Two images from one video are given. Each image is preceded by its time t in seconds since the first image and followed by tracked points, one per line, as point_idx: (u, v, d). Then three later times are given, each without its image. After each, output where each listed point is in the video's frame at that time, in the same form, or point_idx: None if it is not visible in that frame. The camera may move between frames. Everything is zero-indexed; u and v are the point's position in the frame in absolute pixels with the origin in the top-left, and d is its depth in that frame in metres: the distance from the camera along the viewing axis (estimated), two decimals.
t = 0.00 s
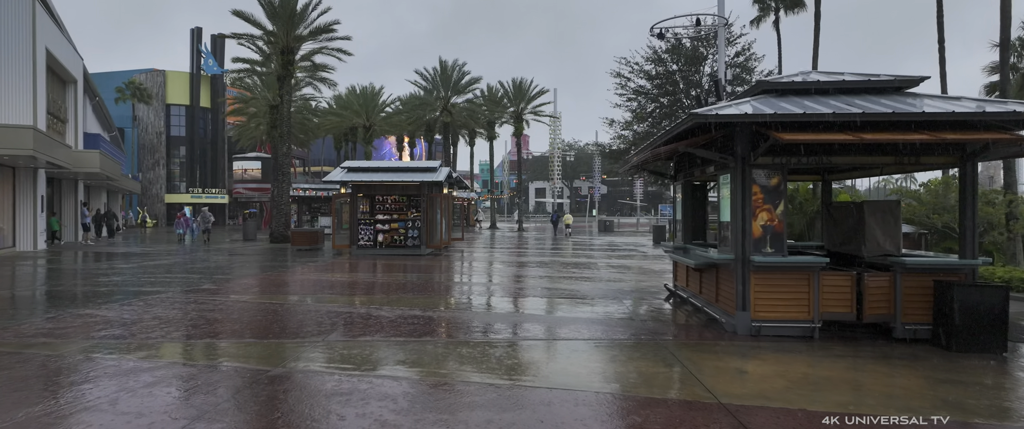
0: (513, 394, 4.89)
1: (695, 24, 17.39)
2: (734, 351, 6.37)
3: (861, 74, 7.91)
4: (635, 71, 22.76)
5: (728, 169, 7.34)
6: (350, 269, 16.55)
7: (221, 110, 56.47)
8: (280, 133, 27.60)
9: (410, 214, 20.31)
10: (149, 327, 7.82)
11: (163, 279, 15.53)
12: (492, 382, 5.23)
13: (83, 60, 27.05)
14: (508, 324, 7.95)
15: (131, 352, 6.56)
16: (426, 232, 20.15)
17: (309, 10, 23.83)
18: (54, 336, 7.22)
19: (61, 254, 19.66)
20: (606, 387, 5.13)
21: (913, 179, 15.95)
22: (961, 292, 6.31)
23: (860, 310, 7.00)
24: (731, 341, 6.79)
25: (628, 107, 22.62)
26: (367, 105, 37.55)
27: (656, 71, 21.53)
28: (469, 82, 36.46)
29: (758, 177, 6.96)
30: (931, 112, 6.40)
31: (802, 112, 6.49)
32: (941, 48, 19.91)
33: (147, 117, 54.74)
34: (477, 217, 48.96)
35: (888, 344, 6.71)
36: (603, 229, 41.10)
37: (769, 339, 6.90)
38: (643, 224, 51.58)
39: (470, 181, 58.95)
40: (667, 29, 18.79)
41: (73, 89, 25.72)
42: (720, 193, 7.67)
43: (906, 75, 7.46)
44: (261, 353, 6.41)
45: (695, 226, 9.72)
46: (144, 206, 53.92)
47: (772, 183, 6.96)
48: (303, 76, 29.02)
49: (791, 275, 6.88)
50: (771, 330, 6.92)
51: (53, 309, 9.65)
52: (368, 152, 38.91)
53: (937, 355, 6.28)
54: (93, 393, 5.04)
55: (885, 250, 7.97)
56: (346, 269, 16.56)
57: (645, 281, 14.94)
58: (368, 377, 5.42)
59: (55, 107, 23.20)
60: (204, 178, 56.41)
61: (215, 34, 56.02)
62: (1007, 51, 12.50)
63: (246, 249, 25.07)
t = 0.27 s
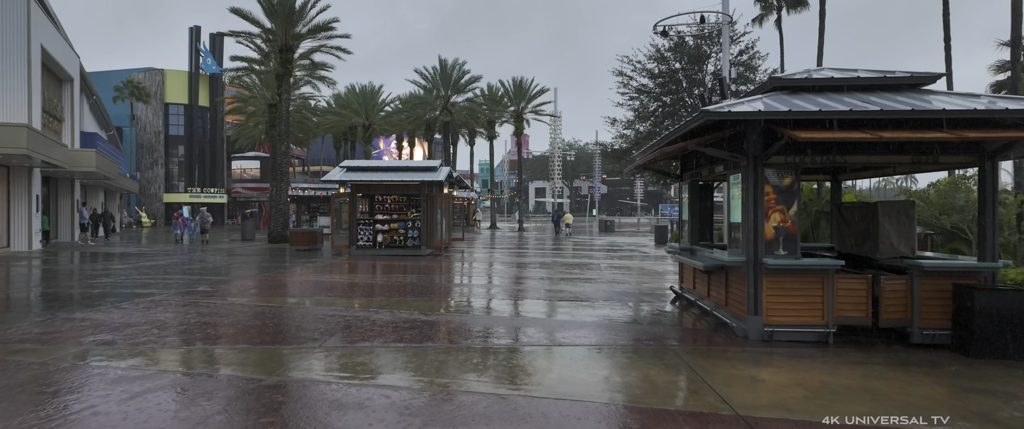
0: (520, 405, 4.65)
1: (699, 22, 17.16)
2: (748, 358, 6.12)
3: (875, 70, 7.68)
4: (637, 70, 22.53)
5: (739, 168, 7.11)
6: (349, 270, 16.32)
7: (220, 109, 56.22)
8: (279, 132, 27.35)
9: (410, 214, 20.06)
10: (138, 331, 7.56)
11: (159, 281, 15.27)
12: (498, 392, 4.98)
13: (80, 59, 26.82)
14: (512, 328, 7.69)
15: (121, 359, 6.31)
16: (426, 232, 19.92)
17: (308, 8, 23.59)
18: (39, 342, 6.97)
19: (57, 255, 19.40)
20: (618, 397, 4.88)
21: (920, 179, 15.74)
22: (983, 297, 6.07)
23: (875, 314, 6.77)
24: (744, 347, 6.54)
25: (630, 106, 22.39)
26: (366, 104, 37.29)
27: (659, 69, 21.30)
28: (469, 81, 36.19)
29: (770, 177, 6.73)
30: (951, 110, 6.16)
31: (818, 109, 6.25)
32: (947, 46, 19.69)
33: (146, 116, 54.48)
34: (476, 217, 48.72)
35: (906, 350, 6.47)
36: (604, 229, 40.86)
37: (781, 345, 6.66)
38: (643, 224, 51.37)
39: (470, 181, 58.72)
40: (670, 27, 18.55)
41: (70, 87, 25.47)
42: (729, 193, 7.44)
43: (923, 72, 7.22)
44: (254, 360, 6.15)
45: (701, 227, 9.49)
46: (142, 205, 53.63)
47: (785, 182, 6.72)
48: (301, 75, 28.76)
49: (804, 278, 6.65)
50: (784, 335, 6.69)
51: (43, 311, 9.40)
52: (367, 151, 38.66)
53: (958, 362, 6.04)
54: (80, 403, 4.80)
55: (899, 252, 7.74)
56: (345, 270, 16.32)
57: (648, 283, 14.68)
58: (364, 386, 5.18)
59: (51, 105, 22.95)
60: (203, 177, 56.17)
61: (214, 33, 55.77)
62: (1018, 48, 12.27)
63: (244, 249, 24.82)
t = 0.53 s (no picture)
0: (521, 415, 4.42)
1: (700, 18, 16.93)
2: (757, 362, 5.88)
3: (886, 65, 7.46)
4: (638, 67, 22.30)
5: (747, 166, 6.89)
6: (347, 270, 16.08)
7: (217, 108, 55.92)
8: (275, 131, 27.08)
9: (408, 213, 19.82)
10: (125, 335, 7.30)
11: (152, 281, 15.01)
12: (498, 400, 4.74)
13: (74, 57, 26.54)
14: (512, 332, 7.46)
15: (104, 363, 6.04)
16: (424, 232, 19.68)
17: (304, 5, 23.31)
18: (20, 346, 6.70)
19: (50, 255, 19.13)
20: (624, 405, 4.63)
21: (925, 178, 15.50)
22: (1001, 299, 5.84)
23: (889, 317, 6.55)
24: (753, 351, 6.31)
25: (631, 104, 22.16)
26: (364, 102, 37.03)
27: (660, 67, 21.08)
28: (467, 80, 35.89)
29: (780, 174, 6.51)
30: (968, 105, 5.94)
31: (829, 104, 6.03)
32: (952, 43, 19.46)
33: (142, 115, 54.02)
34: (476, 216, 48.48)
35: (921, 354, 6.25)
36: (603, 229, 40.66)
37: (791, 348, 6.43)
38: (643, 224, 51.14)
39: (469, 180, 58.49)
40: (672, 24, 18.33)
41: (64, 86, 25.19)
42: (736, 192, 7.21)
43: (937, 66, 7.01)
44: (244, 366, 5.90)
45: (705, 226, 9.28)
46: (139, 205, 53.30)
47: (795, 180, 6.51)
48: (298, 73, 28.49)
49: (815, 279, 6.43)
50: (794, 338, 6.48)
51: (30, 313, 9.14)
52: (365, 150, 38.39)
53: (975, 366, 5.81)
54: (57, 413, 4.56)
55: (911, 252, 7.53)
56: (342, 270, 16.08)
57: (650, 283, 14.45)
58: (357, 394, 4.93)
59: (44, 103, 22.65)
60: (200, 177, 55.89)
61: (211, 31, 55.47)
62: None
63: (241, 249, 24.57)
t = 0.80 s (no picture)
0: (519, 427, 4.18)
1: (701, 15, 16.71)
2: (765, 368, 5.66)
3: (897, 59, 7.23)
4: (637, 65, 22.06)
5: (753, 163, 6.66)
6: (342, 271, 15.83)
7: (214, 107, 55.59)
8: (271, 129, 26.80)
9: (404, 212, 19.56)
10: (108, 340, 7.04)
11: (144, 282, 14.74)
12: (495, 410, 4.50)
13: (67, 55, 26.25)
14: (510, 335, 7.21)
15: (85, 370, 5.79)
16: (421, 232, 19.43)
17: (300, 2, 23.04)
18: None
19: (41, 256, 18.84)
20: (628, 415, 4.39)
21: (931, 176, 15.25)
22: (1019, 302, 5.61)
23: (900, 320, 6.33)
24: (760, 356, 6.08)
25: (630, 102, 21.93)
26: (361, 101, 36.75)
27: (659, 64, 20.86)
28: (465, 78, 35.57)
29: (787, 172, 6.28)
30: (986, 100, 5.71)
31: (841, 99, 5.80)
32: (955, 40, 19.25)
33: (138, 114, 53.65)
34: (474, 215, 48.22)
35: (934, 358, 6.03)
36: (602, 228, 40.43)
37: (798, 353, 6.19)
38: (642, 223, 50.93)
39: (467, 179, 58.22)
40: (672, 21, 18.09)
41: (57, 84, 24.91)
42: (742, 190, 6.97)
43: (950, 60, 6.77)
44: (228, 372, 5.64)
45: (707, 225, 9.05)
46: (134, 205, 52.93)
47: (804, 179, 6.27)
48: (294, 71, 28.22)
49: (824, 280, 6.21)
50: (803, 342, 6.25)
51: (14, 316, 8.87)
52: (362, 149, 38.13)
53: (992, 371, 5.59)
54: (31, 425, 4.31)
55: (922, 253, 7.30)
56: (338, 271, 15.83)
57: (650, 283, 14.23)
58: (344, 404, 4.68)
59: (36, 102, 22.36)
60: (197, 176, 55.56)
61: (207, 30, 55.16)
62: None
63: (236, 249, 24.29)
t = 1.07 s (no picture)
0: None
1: (704, 13, 16.51)
2: (780, 376, 5.42)
3: (912, 55, 6.99)
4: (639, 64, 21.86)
5: (764, 162, 6.42)
6: (341, 272, 15.60)
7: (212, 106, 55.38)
8: (269, 128, 26.57)
9: (404, 213, 19.33)
10: (95, 345, 6.79)
11: (139, 284, 14.49)
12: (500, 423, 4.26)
13: (63, 53, 25.99)
14: (513, 340, 6.97)
15: (70, 378, 5.53)
16: (420, 232, 19.20)
17: None
18: None
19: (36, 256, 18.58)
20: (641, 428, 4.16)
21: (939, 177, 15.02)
22: None
23: (917, 324, 6.10)
24: (774, 363, 5.84)
25: (632, 101, 21.71)
26: (360, 100, 36.53)
27: (662, 63, 20.65)
28: (465, 77, 35.21)
29: (801, 172, 6.04)
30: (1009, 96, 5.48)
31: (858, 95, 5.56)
32: (961, 39, 19.04)
33: (136, 113, 53.42)
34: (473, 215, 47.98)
35: (954, 365, 5.80)
36: (603, 228, 40.20)
37: (810, 359, 5.96)
38: (643, 223, 50.72)
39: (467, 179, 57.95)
40: (675, 18, 17.88)
41: (52, 83, 24.65)
42: (752, 190, 6.74)
43: (969, 55, 6.54)
44: (217, 380, 5.40)
45: (715, 227, 8.82)
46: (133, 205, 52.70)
47: (818, 179, 6.04)
48: (292, 70, 27.98)
49: (839, 284, 5.98)
50: (818, 348, 6.02)
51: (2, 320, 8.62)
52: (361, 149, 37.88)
53: (1016, 379, 5.36)
54: None
55: (937, 255, 7.08)
56: (336, 272, 15.59)
57: (653, 285, 14.01)
58: (339, 416, 4.45)
59: (31, 100, 22.11)
60: (195, 176, 55.32)
61: (206, 29, 54.96)
62: None
63: (233, 249, 24.05)
